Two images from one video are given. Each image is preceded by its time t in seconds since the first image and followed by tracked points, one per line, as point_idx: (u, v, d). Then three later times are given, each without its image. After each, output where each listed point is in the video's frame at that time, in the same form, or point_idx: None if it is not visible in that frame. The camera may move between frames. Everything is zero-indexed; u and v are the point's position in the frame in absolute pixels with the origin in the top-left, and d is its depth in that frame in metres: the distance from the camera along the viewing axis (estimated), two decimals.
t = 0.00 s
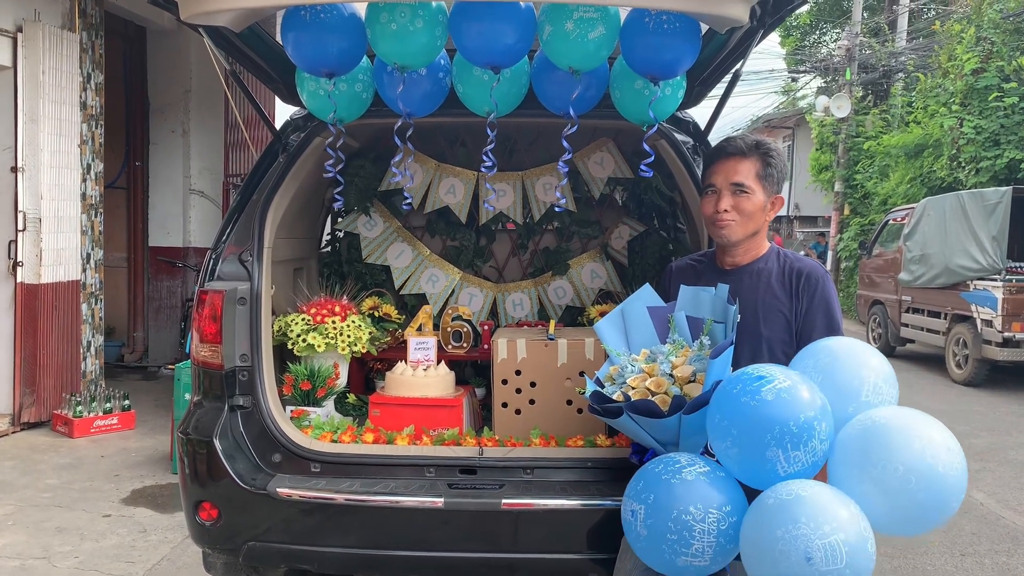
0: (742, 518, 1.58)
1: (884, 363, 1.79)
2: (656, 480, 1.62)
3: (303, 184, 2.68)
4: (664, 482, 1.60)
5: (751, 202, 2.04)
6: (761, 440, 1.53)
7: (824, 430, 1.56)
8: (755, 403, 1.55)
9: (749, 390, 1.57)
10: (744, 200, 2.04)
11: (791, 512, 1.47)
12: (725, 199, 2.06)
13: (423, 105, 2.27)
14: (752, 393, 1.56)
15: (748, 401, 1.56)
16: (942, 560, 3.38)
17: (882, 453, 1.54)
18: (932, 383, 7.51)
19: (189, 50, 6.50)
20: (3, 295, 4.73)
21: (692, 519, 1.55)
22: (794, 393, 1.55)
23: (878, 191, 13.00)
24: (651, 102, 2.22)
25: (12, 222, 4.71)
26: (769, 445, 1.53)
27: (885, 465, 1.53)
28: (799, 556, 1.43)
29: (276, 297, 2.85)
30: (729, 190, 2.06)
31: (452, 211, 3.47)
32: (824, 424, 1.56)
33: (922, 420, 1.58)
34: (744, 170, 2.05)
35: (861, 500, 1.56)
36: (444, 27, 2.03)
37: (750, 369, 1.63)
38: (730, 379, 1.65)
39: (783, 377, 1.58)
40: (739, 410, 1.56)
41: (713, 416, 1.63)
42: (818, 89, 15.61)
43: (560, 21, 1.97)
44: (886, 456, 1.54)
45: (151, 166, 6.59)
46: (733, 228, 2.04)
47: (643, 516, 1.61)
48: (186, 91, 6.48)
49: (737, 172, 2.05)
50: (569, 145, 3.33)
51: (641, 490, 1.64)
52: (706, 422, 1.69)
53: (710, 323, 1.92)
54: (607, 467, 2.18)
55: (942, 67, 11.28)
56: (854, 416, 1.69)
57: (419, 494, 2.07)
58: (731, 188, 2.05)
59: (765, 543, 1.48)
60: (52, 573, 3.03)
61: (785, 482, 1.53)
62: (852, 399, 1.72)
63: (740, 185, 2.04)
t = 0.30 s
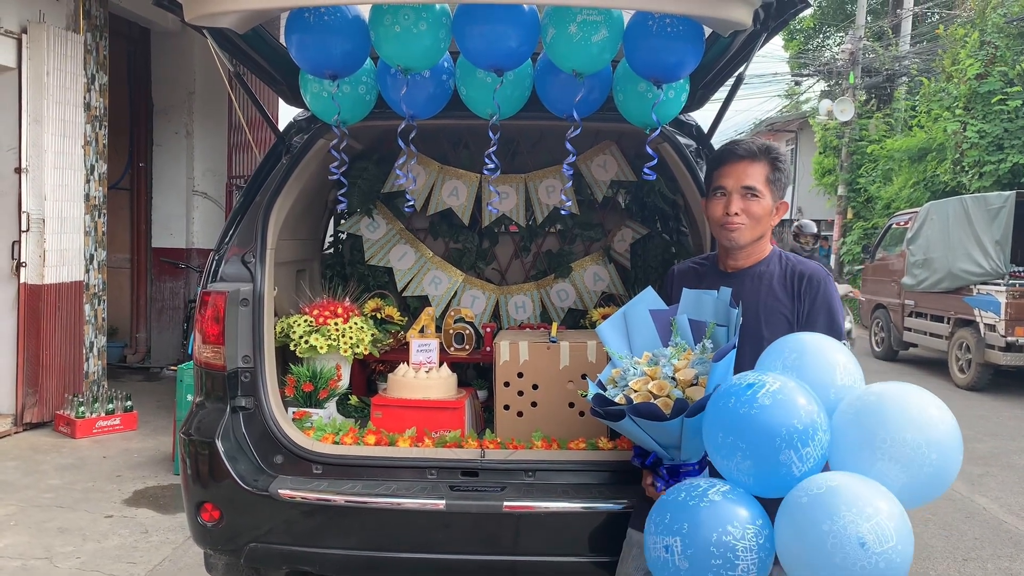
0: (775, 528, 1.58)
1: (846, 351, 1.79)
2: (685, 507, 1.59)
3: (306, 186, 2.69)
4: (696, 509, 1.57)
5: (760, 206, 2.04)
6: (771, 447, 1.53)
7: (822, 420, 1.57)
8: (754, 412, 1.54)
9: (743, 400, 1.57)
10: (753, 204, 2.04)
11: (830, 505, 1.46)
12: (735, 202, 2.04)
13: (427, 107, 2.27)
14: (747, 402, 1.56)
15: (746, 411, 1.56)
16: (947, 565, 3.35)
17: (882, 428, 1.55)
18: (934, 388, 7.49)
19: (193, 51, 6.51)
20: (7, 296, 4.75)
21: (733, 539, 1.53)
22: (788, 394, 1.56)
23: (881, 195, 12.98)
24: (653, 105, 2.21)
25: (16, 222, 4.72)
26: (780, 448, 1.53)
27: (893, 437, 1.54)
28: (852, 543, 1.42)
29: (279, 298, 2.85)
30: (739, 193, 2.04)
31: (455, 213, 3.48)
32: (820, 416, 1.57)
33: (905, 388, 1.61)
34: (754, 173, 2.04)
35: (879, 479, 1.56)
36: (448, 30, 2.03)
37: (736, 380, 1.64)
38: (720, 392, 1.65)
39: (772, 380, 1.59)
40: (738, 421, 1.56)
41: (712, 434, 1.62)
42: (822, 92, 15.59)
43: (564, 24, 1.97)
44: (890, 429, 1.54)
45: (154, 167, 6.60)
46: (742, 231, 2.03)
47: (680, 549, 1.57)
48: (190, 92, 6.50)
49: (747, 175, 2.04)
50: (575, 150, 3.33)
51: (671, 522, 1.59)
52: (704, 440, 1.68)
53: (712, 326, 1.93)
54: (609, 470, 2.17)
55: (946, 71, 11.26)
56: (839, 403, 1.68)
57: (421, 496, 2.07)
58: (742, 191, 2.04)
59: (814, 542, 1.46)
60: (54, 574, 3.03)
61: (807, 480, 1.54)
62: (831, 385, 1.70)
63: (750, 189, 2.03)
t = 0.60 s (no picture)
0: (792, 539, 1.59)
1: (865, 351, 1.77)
2: (706, 514, 1.58)
3: (308, 188, 2.69)
4: (717, 516, 1.57)
5: (762, 207, 2.04)
6: (796, 458, 1.52)
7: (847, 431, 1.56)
8: (779, 420, 1.54)
9: (769, 407, 1.56)
10: (756, 205, 2.03)
11: (857, 527, 1.45)
12: (737, 203, 2.04)
13: (428, 109, 2.27)
14: (773, 410, 1.55)
15: (771, 419, 1.55)
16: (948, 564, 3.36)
17: (906, 445, 1.54)
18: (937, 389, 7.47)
19: (194, 54, 6.52)
20: (9, 299, 4.75)
21: (753, 551, 1.54)
22: (814, 403, 1.54)
23: (883, 195, 12.95)
24: (654, 106, 2.21)
25: (18, 225, 4.73)
26: (804, 460, 1.52)
27: (917, 457, 1.53)
28: (877, 568, 1.41)
29: (281, 300, 2.86)
30: (741, 194, 2.04)
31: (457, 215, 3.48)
32: (845, 427, 1.56)
33: (934, 405, 1.59)
34: (756, 174, 2.04)
35: (899, 496, 1.55)
36: (449, 31, 2.03)
37: (762, 385, 1.62)
38: (744, 396, 1.64)
39: (798, 388, 1.57)
40: (763, 429, 1.55)
41: (735, 440, 1.61)
42: (824, 93, 15.56)
43: (565, 26, 1.97)
44: (915, 448, 1.53)
45: (156, 170, 6.60)
46: (745, 233, 2.03)
47: (698, 555, 1.57)
48: (192, 95, 6.52)
49: (749, 176, 2.04)
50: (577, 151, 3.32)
51: (690, 528, 1.59)
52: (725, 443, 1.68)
53: (712, 327, 1.92)
54: (611, 471, 2.17)
55: (948, 71, 11.24)
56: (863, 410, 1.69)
57: (423, 498, 2.07)
58: (744, 192, 2.04)
59: (837, 561, 1.46)
60: None
61: (831, 493, 1.54)
62: (857, 393, 1.71)
63: (752, 189, 2.03)
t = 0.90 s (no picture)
0: (756, 501, 1.57)
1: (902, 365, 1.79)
2: (670, 458, 1.62)
3: (308, 187, 2.69)
4: (678, 460, 1.60)
5: (763, 205, 2.03)
6: (776, 424, 1.53)
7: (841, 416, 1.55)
8: (771, 386, 1.54)
9: (766, 373, 1.57)
10: (757, 202, 2.03)
11: (807, 492, 1.45)
12: (739, 200, 2.03)
13: (428, 108, 2.27)
14: (769, 376, 1.56)
15: (765, 384, 1.56)
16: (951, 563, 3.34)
17: (900, 443, 1.53)
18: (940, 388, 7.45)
19: (196, 55, 6.53)
20: (13, 299, 4.76)
21: (703, 498, 1.55)
22: (811, 379, 1.54)
23: (885, 194, 12.94)
24: (655, 104, 2.21)
25: (21, 226, 4.73)
26: (784, 428, 1.52)
27: (904, 456, 1.52)
28: (815, 535, 1.41)
29: (281, 300, 2.85)
30: (743, 192, 2.03)
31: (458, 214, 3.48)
32: (840, 410, 1.55)
33: (946, 418, 1.58)
34: (758, 172, 2.03)
35: (878, 490, 1.54)
36: (448, 29, 2.03)
37: (768, 356, 1.63)
38: (749, 366, 1.65)
39: (800, 363, 1.57)
40: (755, 393, 1.56)
41: (732, 402, 1.63)
42: (826, 92, 15.54)
43: (565, 24, 1.96)
44: (905, 447, 1.52)
45: (158, 171, 6.61)
46: (746, 230, 2.03)
47: (653, 493, 1.62)
48: (193, 96, 6.52)
49: (750, 174, 2.03)
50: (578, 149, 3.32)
51: (654, 467, 1.64)
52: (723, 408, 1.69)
53: (713, 325, 1.91)
54: (612, 471, 2.17)
55: (950, 69, 11.22)
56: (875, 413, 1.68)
57: (424, 497, 2.07)
58: (745, 190, 2.03)
59: (780, 522, 1.46)
60: None
61: (801, 466, 1.52)
62: (876, 399, 1.70)
63: (753, 187, 2.02)
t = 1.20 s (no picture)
0: (742, 518, 1.55)
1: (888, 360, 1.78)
2: (653, 479, 1.61)
3: (309, 187, 2.67)
4: (661, 481, 1.59)
5: (768, 205, 2.02)
6: (760, 440, 1.51)
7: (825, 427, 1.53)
8: (752, 402, 1.52)
9: (748, 388, 1.54)
10: (762, 202, 2.01)
11: (789, 508, 1.44)
12: (744, 200, 2.02)
13: (429, 108, 2.26)
14: (751, 390, 1.53)
15: (746, 399, 1.53)
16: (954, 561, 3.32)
17: (884, 449, 1.51)
18: (942, 388, 7.44)
19: (199, 55, 6.53)
20: (14, 300, 4.76)
21: (687, 520, 1.52)
22: (794, 391, 1.52)
23: (888, 194, 12.92)
24: (657, 104, 2.20)
25: (22, 226, 4.73)
26: (768, 444, 1.50)
27: (886, 462, 1.51)
28: (797, 551, 1.40)
29: (282, 301, 2.84)
30: (748, 191, 2.02)
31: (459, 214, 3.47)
32: (824, 421, 1.53)
33: (929, 416, 1.56)
34: (763, 171, 2.02)
35: (863, 497, 1.54)
36: (450, 29, 2.02)
37: (750, 368, 1.61)
38: (731, 378, 1.62)
39: (781, 376, 1.55)
40: (737, 408, 1.53)
41: (711, 416, 1.60)
42: (827, 92, 15.51)
43: (567, 23, 1.95)
44: (887, 452, 1.51)
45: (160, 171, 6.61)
46: (750, 231, 2.01)
47: (638, 514, 1.60)
48: (195, 96, 6.52)
49: (755, 173, 2.02)
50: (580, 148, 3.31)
51: (637, 489, 1.63)
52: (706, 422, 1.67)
53: (714, 326, 1.90)
54: (614, 472, 2.16)
55: (953, 69, 11.20)
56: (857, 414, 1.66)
57: (425, 499, 2.06)
58: (750, 190, 2.02)
59: (764, 539, 1.44)
60: None
61: (786, 481, 1.50)
62: (856, 397, 1.69)
63: (759, 187, 2.01)
